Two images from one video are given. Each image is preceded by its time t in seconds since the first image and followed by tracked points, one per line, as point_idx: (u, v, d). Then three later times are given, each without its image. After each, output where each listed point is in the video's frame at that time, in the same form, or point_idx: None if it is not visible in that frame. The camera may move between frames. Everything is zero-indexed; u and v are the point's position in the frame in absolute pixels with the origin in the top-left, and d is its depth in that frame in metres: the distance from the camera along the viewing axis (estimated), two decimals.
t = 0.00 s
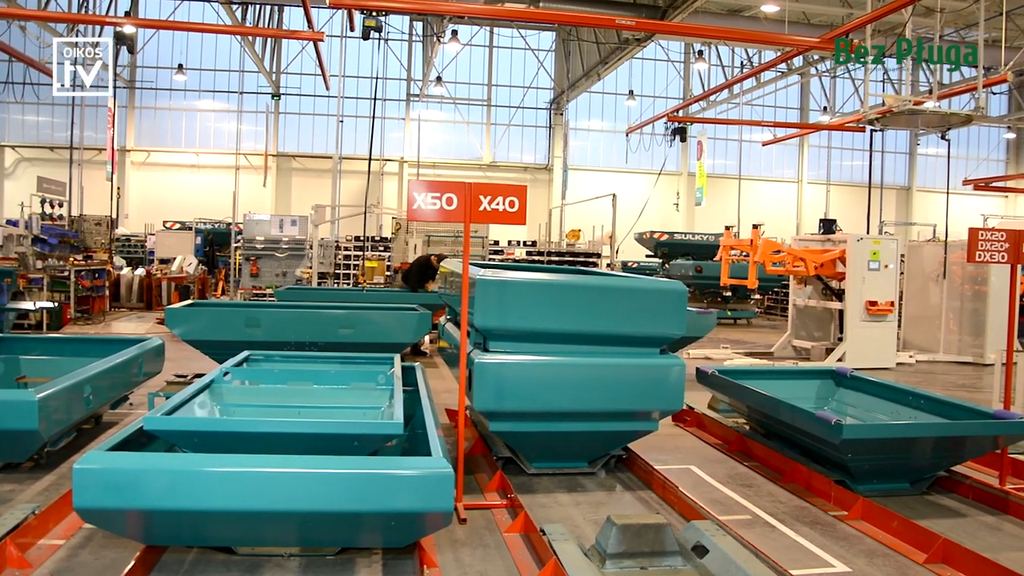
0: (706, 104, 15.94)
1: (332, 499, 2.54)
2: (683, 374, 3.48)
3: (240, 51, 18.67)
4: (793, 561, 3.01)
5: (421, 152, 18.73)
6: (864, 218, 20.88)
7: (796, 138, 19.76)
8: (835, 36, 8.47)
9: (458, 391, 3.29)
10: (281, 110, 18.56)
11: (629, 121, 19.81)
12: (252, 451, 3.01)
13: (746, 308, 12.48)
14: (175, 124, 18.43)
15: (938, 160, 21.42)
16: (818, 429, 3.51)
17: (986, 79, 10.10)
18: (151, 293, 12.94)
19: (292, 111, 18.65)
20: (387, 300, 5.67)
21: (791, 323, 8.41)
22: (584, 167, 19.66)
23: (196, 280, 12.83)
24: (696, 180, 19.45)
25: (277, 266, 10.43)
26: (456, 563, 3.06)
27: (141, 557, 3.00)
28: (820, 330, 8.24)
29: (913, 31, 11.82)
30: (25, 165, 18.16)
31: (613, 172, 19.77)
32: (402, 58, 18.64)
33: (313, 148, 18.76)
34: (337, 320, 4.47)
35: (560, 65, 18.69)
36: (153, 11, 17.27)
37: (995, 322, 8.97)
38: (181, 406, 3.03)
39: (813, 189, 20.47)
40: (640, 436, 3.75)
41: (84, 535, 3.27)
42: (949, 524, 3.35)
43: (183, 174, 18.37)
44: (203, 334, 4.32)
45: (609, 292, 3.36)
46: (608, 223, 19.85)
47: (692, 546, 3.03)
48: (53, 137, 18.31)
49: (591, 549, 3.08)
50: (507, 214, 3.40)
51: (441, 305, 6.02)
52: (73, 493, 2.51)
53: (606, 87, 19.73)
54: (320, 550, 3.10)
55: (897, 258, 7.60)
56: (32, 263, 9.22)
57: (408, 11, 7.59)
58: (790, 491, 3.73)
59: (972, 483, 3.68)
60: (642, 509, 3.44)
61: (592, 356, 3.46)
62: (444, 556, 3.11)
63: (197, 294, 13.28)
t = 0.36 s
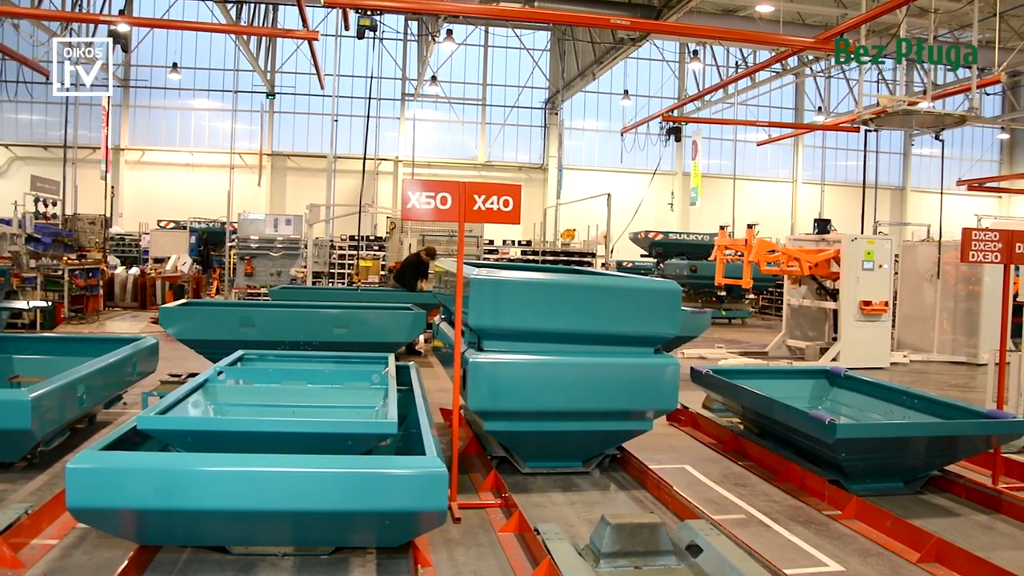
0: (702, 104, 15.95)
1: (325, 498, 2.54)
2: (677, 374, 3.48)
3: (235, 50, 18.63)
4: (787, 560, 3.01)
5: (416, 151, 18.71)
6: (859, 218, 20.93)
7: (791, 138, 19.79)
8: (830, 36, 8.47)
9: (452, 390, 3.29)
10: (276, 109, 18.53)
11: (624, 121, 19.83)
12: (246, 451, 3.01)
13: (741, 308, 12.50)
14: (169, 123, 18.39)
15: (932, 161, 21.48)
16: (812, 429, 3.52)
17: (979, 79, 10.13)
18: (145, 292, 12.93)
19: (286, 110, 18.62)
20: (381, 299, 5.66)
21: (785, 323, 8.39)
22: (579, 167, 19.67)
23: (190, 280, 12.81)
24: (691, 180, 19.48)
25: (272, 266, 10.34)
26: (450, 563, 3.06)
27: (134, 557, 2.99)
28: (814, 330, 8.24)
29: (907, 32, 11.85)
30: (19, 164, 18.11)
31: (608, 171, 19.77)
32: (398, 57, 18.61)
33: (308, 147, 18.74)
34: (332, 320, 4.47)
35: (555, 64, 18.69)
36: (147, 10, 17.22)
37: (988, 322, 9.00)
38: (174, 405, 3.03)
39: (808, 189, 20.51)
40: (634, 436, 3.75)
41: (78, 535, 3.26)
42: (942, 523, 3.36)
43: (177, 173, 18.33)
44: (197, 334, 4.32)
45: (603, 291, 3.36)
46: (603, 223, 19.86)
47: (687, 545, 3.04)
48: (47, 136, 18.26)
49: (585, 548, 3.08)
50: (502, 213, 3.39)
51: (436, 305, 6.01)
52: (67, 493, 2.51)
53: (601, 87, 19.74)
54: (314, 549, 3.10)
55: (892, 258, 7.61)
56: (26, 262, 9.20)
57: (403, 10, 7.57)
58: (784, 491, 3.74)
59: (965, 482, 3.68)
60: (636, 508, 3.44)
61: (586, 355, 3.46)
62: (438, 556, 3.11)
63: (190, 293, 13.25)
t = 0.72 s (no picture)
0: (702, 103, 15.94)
1: (326, 497, 2.54)
2: (678, 373, 3.48)
3: (236, 49, 18.65)
4: (788, 560, 3.01)
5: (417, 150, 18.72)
6: (859, 218, 20.94)
7: (792, 137, 19.80)
8: (830, 36, 8.46)
9: (453, 389, 3.29)
10: (276, 108, 18.55)
11: (625, 120, 19.84)
12: (246, 449, 3.02)
13: (741, 307, 12.50)
14: (170, 122, 18.41)
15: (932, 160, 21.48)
16: (813, 428, 3.52)
17: (979, 78, 10.12)
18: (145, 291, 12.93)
19: (287, 109, 18.63)
20: (380, 299, 5.66)
21: (785, 322, 8.38)
22: (580, 166, 19.67)
23: (190, 279, 12.84)
24: (691, 179, 19.49)
25: (273, 264, 10.35)
26: (451, 562, 3.06)
27: (134, 556, 3.00)
28: (814, 329, 8.20)
29: (908, 30, 11.84)
30: (20, 163, 18.14)
31: (609, 170, 19.76)
32: (398, 56, 18.61)
33: (308, 146, 18.76)
34: (332, 319, 4.47)
35: (555, 64, 18.70)
36: (148, 9, 17.22)
37: (989, 322, 9.00)
38: (175, 404, 3.04)
39: (808, 188, 20.53)
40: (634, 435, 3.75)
41: (78, 534, 3.26)
42: (943, 523, 3.36)
43: (178, 172, 18.34)
44: (197, 332, 4.32)
45: (604, 289, 3.36)
46: (603, 222, 19.86)
47: (687, 544, 3.04)
48: (47, 135, 18.27)
49: (585, 547, 3.08)
50: (502, 212, 3.39)
51: (435, 304, 6.00)
52: (68, 490, 2.51)
53: (602, 86, 19.74)
54: (314, 547, 3.11)
55: (892, 257, 7.61)
56: (26, 261, 9.22)
57: (403, 9, 7.57)
58: (785, 490, 3.73)
59: (966, 482, 3.68)
60: (636, 507, 3.44)
61: (587, 354, 3.46)
62: (439, 555, 3.11)
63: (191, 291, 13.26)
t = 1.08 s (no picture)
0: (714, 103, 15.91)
1: (338, 496, 2.55)
2: (689, 373, 3.47)
3: (247, 49, 18.70)
4: (800, 560, 3.00)
5: (427, 150, 18.74)
6: (871, 217, 20.87)
7: (803, 136, 19.72)
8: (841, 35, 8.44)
9: (465, 389, 3.29)
10: (287, 108, 18.60)
11: (635, 119, 19.81)
12: (258, 448, 3.03)
13: (753, 307, 12.48)
14: (182, 122, 18.48)
15: (945, 159, 21.37)
16: (825, 428, 3.51)
17: (995, 76, 10.04)
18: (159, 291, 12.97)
19: (298, 109, 18.67)
20: (392, 298, 5.66)
21: (798, 322, 8.40)
22: (590, 165, 19.66)
23: (202, 278, 12.88)
24: (702, 178, 19.46)
25: (284, 264, 10.37)
26: (462, 562, 3.06)
27: (147, 554, 3.01)
28: (827, 329, 8.21)
29: (920, 28, 11.76)
30: (33, 163, 18.23)
31: (619, 169, 19.73)
32: (409, 56, 18.65)
33: (320, 146, 18.80)
34: (343, 318, 4.47)
35: (566, 63, 18.68)
36: (159, 9, 17.28)
37: (1003, 321, 8.94)
38: (187, 403, 3.05)
39: (820, 187, 20.47)
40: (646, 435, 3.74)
41: (92, 532, 3.28)
42: (957, 524, 3.34)
43: (189, 172, 18.43)
44: (209, 331, 4.32)
45: (615, 289, 3.35)
46: (614, 221, 19.84)
47: (699, 544, 3.03)
48: (60, 135, 18.37)
49: (597, 547, 3.08)
50: (513, 212, 3.38)
51: (446, 303, 6.01)
52: (81, 489, 2.52)
53: (612, 85, 19.71)
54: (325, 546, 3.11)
55: (905, 257, 7.56)
56: (39, 260, 9.31)
57: (414, 9, 7.57)
58: (797, 491, 3.72)
59: (980, 483, 3.66)
60: (648, 507, 3.43)
61: (598, 354, 3.45)
62: (450, 555, 3.11)
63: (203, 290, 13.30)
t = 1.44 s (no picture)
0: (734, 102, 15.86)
1: (361, 495, 2.55)
2: (711, 373, 3.45)
3: (268, 50, 18.81)
4: (825, 561, 2.97)
5: (448, 150, 18.78)
6: (894, 216, 20.72)
7: (825, 135, 19.61)
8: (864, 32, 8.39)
9: (487, 389, 3.29)
10: (308, 109, 18.68)
11: (656, 119, 19.76)
12: (281, 448, 3.03)
13: (774, 307, 12.43)
14: (203, 123, 18.61)
15: (969, 157, 21.18)
16: (848, 428, 3.48)
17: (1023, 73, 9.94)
18: (181, 291, 13.05)
19: (318, 110, 18.75)
20: (413, 298, 5.67)
21: (820, 321, 8.35)
22: (610, 165, 19.63)
23: (224, 278, 12.98)
24: (723, 177, 19.38)
25: (306, 264, 10.45)
26: (485, 561, 3.06)
27: (172, 552, 3.03)
28: (849, 329, 8.17)
29: (944, 25, 11.65)
30: (57, 165, 18.38)
31: (640, 169, 19.70)
32: (429, 56, 18.70)
33: (340, 146, 18.86)
34: (365, 318, 4.48)
35: (585, 62, 18.67)
36: (181, 11, 17.39)
37: None
38: (211, 403, 3.07)
39: (842, 186, 20.34)
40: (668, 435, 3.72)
41: (117, 530, 3.32)
42: (983, 526, 3.30)
43: (211, 173, 18.55)
44: (231, 331, 4.34)
45: (636, 289, 3.34)
46: (634, 221, 19.80)
47: (722, 545, 3.02)
48: (84, 137, 18.53)
49: (620, 547, 3.07)
50: (535, 212, 3.37)
51: (468, 303, 6.01)
52: (107, 488, 2.54)
53: (632, 84, 19.66)
54: (349, 545, 3.12)
55: (929, 256, 7.48)
56: (64, 261, 9.46)
57: (433, 9, 7.57)
58: (820, 491, 3.69)
59: (1008, 484, 3.61)
60: (670, 507, 3.42)
61: (620, 354, 3.44)
62: (473, 554, 3.11)
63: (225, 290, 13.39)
